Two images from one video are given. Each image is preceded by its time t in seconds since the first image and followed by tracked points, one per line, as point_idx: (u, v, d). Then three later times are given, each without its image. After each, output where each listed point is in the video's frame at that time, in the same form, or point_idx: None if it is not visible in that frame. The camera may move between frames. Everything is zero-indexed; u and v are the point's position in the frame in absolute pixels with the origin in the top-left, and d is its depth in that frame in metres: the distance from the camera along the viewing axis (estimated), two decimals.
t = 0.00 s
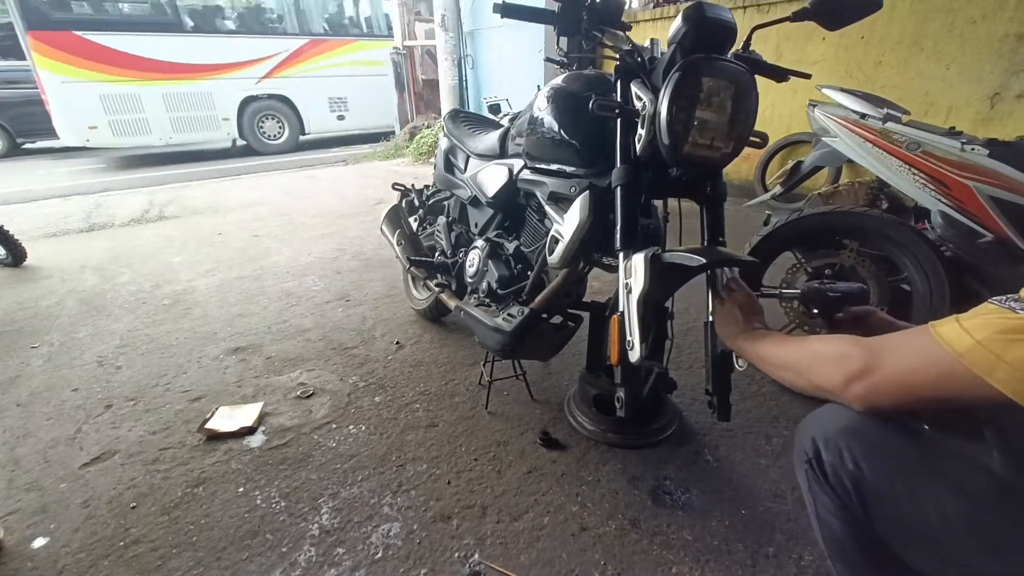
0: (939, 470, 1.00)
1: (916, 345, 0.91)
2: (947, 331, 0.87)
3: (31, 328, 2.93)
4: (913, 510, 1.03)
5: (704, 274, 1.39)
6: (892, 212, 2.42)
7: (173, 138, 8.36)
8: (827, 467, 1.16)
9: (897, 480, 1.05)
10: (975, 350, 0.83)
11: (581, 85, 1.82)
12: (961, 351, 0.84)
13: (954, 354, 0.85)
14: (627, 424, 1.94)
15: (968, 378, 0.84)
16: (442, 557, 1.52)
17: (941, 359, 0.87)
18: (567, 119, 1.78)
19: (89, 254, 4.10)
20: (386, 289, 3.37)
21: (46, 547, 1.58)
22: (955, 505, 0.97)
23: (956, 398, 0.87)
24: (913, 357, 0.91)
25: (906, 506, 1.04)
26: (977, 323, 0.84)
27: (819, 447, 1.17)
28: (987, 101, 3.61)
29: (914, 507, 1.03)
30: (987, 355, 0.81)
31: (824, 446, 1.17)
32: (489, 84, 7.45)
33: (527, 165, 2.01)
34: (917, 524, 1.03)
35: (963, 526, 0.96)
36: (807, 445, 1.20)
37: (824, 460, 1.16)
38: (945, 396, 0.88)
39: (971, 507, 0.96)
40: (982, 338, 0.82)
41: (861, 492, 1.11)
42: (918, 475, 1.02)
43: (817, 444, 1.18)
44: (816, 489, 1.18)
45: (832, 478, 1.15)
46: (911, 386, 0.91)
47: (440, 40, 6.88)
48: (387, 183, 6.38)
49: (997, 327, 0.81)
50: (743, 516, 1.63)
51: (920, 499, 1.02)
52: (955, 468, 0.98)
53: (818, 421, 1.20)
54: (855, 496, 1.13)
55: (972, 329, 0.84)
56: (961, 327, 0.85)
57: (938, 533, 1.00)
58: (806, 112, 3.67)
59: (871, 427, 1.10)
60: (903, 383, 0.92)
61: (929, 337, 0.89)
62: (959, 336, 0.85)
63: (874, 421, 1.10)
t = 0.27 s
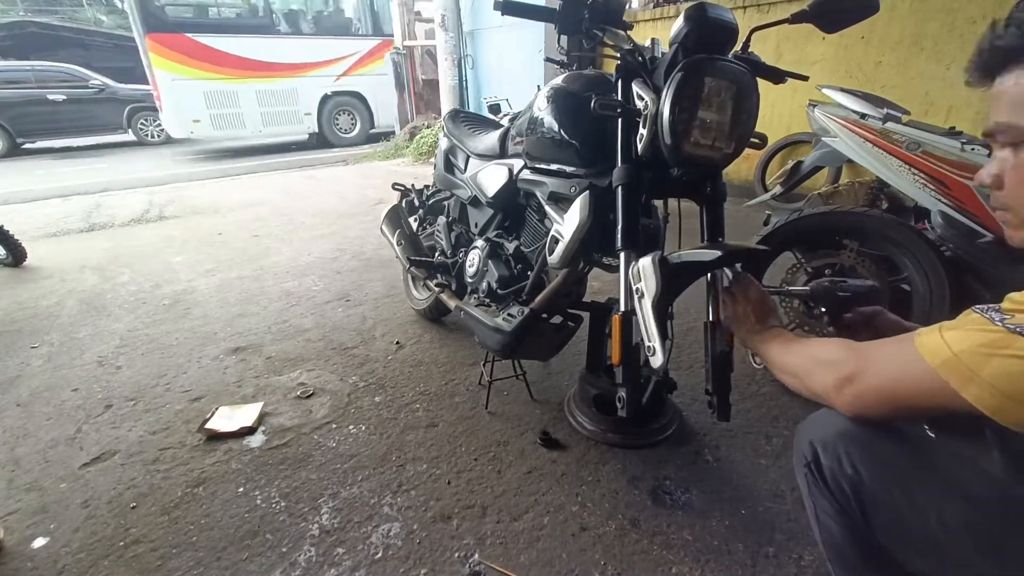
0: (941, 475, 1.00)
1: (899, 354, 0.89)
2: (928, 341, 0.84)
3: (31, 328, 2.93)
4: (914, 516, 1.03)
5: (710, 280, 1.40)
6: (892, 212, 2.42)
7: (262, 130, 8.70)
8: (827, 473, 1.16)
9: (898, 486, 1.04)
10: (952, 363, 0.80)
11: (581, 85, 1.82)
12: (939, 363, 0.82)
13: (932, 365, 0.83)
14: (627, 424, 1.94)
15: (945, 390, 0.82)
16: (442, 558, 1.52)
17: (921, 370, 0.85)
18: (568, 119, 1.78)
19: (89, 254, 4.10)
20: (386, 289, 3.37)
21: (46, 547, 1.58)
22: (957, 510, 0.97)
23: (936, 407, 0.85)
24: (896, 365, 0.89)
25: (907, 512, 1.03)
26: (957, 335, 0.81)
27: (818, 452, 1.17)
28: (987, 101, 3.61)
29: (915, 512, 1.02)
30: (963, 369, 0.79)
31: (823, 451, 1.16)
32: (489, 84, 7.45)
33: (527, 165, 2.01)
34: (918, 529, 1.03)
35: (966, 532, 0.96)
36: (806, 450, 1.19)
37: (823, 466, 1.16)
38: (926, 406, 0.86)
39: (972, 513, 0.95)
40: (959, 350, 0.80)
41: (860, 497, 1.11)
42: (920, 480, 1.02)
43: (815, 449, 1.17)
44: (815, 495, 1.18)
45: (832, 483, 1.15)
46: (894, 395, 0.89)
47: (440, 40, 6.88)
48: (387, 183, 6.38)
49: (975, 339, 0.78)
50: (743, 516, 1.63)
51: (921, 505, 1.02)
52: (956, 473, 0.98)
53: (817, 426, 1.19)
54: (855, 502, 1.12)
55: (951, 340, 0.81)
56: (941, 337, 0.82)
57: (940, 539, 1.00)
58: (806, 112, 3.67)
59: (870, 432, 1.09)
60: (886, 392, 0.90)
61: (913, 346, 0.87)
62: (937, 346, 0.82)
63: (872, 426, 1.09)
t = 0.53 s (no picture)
0: (931, 484, 0.97)
1: (886, 368, 0.87)
2: (914, 360, 0.82)
3: (31, 328, 2.93)
4: (906, 524, 1.01)
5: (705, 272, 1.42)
6: (892, 212, 2.42)
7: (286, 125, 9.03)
8: (820, 480, 1.16)
9: (890, 494, 1.03)
10: (936, 386, 0.78)
11: (581, 85, 1.82)
12: (924, 382, 0.80)
13: (917, 384, 0.81)
14: (628, 424, 1.94)
15: (929, 411, 0.80)
16: (442, 558, 1.52)
17: (906, 388, 0.83)
18: (568, 119, 1.78)
19: (89, 254, 4.10)
20: (386, 289, 3.37)
21: (46, 547, 1.58)
22: (948, 520, 0.94)
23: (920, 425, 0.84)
24: (882, 380, 0.87)
25: (900, 520, 1.02)
26: (945, 356, 0.79)
27: (811, 460, 1.17)
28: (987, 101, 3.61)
29: (907, 520, 1.01)
30: (948, 393, 0.77)
31: (815, 459, 1.16)
32: (489, 84, 7.45)
33: (527, 165, 2.01)
34: (911, 537, 1.01)
35: (957, 542, 0.93)
36: (799, 458, 1.20)
37: (815, 473, 1.16)
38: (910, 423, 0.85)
39: (960, 523, 0.92)
40: (945, 372, 0.78)
41: (853, 505, 1.10)
42: (910, 488, 1.00)
43: (808, 457, 1.18)
44: (810, 502, 1.18)
45: (825, 491, 1.15)
46: (879, 409, 0.88)
47: (440, 40, 6.88)
48: (387, 183, 6.38)
49: (963, 365, 0.76)
50: (743, 516, 1.63)
51: (913, 514, 1.00)
52: (946, 482, 0.95)
53: (809, 433, 1.19)
54: (849, 509, 1.11)
55: (937, 361, 0.79)
56: (928, 356, 0.81)
57: (933, 548, 0.97)
58: (806, 112, 3.67)
59: (859, 439, 1.08)
60: (871, 406, 0.89)
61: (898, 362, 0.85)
62: (924, 365, 0.81)
63: (862, 433, 1.08)
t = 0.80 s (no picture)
0: (936, 482, 0.98)
1: (892, 361, 0.87)
2: (922, 349, 0.82)
3: (31, 328, 2.93)
4: (910, 521, 1.01)
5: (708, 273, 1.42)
6: (892, 212, 2.41)
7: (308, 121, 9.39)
8: (823, 476, 1.14)
9: (892, 491, 1.03)
10: (946, 372, 0.78)
11: (580, 85, 1.82)
12: (932, 373, 0.80)
13: (925, 374, 0.81)
14: (628, 424, 1.94)
15: (938, 399, 0.80)
16: (442, 558, 1.52)
17: (915, 379, 0.83)
18: (567, 119, 1.78)
19: (89, 254, 4.10)
20: (386, 289, 3.37)
21: (46, 547, 1.58)
22: (951, 518, 0.95)
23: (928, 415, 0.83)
24: (888, 373, 0.87)
25: (903, 517, 1.02)
26: (953, 343, 0.79)
27: (814, 456, 1.16)
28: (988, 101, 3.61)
29: (909, 518, 1.01)
30: (957, 378, 0.77)
31: (819, 454, 1.15)
32: (489, 84, 7.46)
33: (527, 165, 2.01)
34: (913, 535, 1.01)
35: (960, 540, 0.94)
36: (802, 452, 1.19)
37: (819, 468, 1.15)
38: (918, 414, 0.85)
39: (962, 521, 0.93)
40: (954, 358, 0.78)
41: (856, 501, 1.10)
42: (915, 485, 1.01)
43: (812, 452, 1.16)
44: (811, 497, 1.16)
45: (827, 486, 1.13)
46: (886, 403, 0.88)
47: (440, 40, 6.89)
48: (387, 183, 6.39)
49: (972, 349, 0.77)
50: (743, 516, 1.63)
51: (915, 511, 1.00)
52: (951, 480, 0.96)
53: (813, 429, 1.19)
54: (852, 505, 1.11)
55: (946, 348, 0.79)
56: (936, 345, 0.81)
57: (934, 546, 0.97)
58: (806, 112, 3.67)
59: (865, 435, 1.08)
60: (878, 400, 0.89)
61: (905, 354, 0.85)
62: (932, 354, 0.81)
63: (867, 430, 1.08)
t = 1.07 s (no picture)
0: (930, 486, 0.97)
1: (883, 374, 0.86)
2: (911, 371, 0.81)
3: (31, 328, 2.93)
4: (905, 528, 1.00)
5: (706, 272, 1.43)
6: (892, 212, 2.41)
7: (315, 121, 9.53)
8: (817, 484, 1.16)
9: (885, 498, 1.03)
10: (934, 400, 0.77)
11: (580, 85, 1.83)
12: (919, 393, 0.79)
13: (913, 394, 0.80)
14: (628, 424, 1.94)
15: (924, 422, 0.79)
16: (442, 558, 1.52)
17: (902, 398, 0.82)
18: (568, 119, 1.78)
19: (89, 254, 4.10)
20: (387, 289, 3.37)
21: (46, 548, 1.58)
22: (946, 524, 0.93)
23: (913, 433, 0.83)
24: (879, 386, 0.86)
25: (898, 524, 1.01)
26: (941, 368, 0.77)
27: (808, 464, 1.17)
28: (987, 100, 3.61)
29: (904, 523, 1.00)
30: (944, 408, 0.76)
31: (812, 463, 1.16)
32: (489, 84, 7.46)
33: (527, 164, 2.01)
34: (909, 541, 1.00)
35: (954, 545, 0.92)
36: (796, 461, 1.20)
37: (813, 477, 1.16)
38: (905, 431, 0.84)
39: (955, 525, 0.92)
40: (941, 387, 0.76)
41: (850, 509, 1.11)
42: (908, 491, 1.00)
43: (805, 461, 1.17)
44: (807, 506, 1.18)
45: (822, 495, 1.15)
46: (874, 416, 0.87)
47: (440, 40, 6.89)
48: (387, 183, 6.39)
49: (960, 379, 0.75)
50: (743, 516, 1.63)
51: (909, 518, 0.99)
52: (946, 486, 0.94)
53: (806, 436, 1.19)
54: (847, 513, 1.11)
55: (934, 373, 0.77)
56: (925, 369, 0.79)
57: (932, 552, 0.96)
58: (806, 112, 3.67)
59: (855, 444, 1.08)
60: (866, 412, 0.88)
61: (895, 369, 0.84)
62: (920, 375, 0.79)
63: (859, 438, 1.08)
